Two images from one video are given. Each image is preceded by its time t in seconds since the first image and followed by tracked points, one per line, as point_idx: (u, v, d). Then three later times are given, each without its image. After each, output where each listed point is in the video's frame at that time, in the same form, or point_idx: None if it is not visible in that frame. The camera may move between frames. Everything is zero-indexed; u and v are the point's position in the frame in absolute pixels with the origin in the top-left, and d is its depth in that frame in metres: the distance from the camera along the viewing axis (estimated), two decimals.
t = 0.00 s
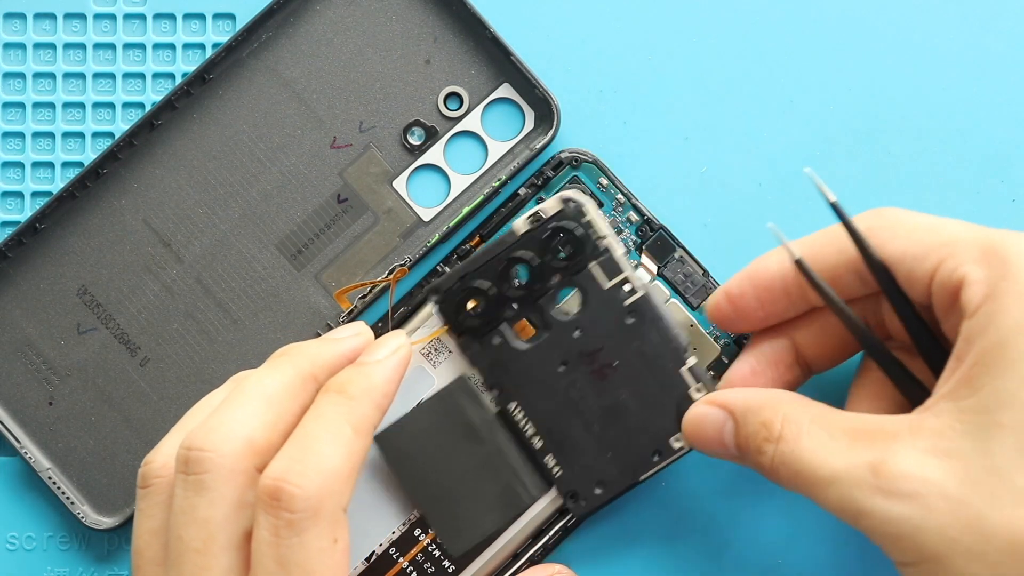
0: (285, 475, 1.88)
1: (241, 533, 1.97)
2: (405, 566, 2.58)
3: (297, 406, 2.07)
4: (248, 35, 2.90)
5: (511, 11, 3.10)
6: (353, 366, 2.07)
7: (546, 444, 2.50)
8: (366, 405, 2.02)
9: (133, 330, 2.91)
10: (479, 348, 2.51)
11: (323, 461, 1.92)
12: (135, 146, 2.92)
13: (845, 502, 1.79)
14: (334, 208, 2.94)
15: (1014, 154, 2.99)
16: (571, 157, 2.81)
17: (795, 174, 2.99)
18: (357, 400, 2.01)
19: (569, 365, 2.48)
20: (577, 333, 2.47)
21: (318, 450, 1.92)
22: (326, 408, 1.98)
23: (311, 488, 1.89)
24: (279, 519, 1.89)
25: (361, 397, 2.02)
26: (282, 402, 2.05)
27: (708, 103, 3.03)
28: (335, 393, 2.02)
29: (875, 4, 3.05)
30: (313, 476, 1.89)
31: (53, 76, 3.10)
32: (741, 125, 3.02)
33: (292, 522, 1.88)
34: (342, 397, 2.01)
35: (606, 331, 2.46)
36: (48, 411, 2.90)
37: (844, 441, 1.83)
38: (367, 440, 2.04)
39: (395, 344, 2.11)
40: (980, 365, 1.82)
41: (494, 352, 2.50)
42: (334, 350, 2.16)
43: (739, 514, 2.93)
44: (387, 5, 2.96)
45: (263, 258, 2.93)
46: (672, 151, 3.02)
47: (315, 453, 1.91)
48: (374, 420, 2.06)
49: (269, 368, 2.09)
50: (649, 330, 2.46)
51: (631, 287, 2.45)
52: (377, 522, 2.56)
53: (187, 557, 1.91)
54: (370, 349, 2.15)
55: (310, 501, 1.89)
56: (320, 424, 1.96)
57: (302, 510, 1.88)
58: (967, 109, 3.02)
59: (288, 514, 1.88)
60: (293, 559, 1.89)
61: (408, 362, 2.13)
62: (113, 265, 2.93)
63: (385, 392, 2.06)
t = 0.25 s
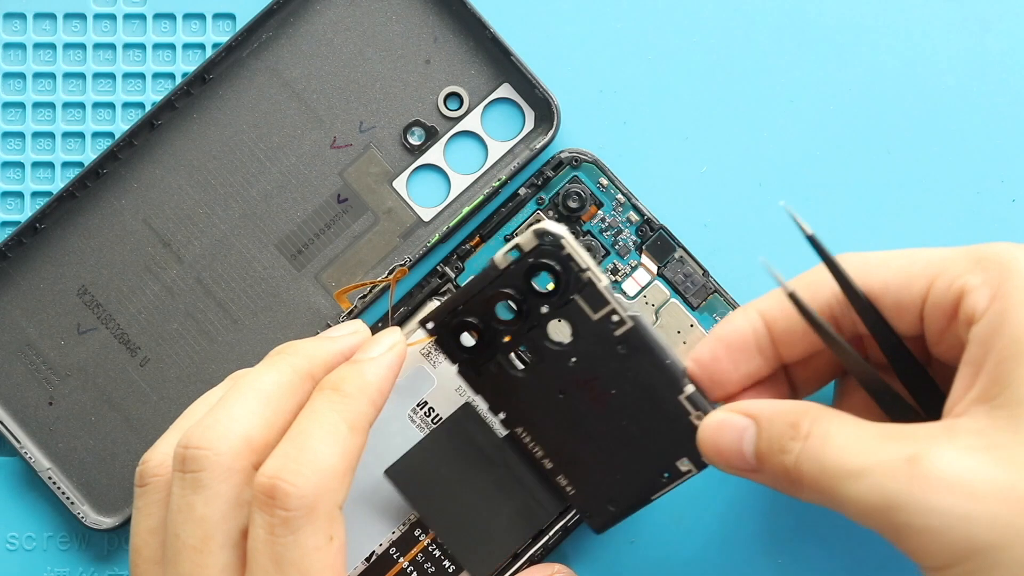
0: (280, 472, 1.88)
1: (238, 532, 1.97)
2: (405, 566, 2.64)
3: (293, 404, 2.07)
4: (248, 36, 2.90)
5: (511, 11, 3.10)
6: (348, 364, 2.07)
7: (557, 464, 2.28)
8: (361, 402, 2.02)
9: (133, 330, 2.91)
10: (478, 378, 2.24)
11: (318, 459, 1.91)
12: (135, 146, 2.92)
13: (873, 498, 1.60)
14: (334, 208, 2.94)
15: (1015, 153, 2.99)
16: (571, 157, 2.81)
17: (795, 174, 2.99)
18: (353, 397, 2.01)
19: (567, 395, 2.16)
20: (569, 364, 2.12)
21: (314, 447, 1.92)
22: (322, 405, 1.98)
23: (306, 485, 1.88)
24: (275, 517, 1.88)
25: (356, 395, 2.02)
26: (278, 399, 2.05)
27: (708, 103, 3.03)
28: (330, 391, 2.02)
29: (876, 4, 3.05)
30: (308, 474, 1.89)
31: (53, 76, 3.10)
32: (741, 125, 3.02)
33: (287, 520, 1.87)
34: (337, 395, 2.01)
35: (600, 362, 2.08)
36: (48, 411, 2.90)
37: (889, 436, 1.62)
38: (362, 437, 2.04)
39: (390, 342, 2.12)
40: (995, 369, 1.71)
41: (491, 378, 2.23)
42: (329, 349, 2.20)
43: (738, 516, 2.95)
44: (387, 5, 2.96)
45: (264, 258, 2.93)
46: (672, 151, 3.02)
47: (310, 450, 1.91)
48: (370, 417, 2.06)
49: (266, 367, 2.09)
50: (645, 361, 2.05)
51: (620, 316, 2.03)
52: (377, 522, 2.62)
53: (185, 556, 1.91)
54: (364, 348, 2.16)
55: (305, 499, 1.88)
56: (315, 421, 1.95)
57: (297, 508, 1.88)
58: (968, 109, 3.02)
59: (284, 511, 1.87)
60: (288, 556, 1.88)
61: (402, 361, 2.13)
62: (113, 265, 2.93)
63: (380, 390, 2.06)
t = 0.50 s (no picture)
0: (281, 473, 1.88)
1: (239, 531, 1.98)
2: (405, 566, 2.64)
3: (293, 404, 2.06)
4: (248, 36, 2.91)
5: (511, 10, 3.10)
6: (348, 364, 2.07)
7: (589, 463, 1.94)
8: (362, 403, 2.02)
9: (133, 330, 2.91)
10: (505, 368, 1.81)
11: (319, 459, 1.92)
12: (135, 146, 2.92)
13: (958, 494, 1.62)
14: (334, 208, 2.94)
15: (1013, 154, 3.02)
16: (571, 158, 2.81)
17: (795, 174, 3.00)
18: (354, 398, 2.01)
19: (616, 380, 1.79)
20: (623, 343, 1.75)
21: (315, 448, 1.92)
22: (322, 406, 1.98)
23: (307, 486, 1.89)
24: (275, 517, 1.88)
25: (356, 395, 2.02)
26: (279, 400, 2.04)
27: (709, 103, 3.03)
28: (331, 391, 2.01)
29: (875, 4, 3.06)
30: (309, 474, 1.89)
31: (53, 76, 3.10)
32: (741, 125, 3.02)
33: (288, 520, 1.88)
34: (338, 395, 2.00)
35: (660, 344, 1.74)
36: (48, 411, 2.90)
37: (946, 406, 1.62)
38: (363, 438, 2.04)
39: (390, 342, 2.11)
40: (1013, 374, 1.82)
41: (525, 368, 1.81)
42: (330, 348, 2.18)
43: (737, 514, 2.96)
44: (387, 5, 2.96)
45: (264, 257, 2.93)
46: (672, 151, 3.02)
47: (311, 451, 1.91)
48: (371, 418, 2.06)
49: (266, 366, 2.09)
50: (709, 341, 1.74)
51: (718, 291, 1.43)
52: (378, 521, 2.62)
53: (186, 556, 1.91)
54: (365, 348, 2.15)
55: (306, 499, 1.88)
56: (316, 421, 1.95)
57: (298, 508, 1.88)
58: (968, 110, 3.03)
59: (284, 511, 1.88)
60: (289, 556, 1.89)
61: (403, 360, 2.13)
62: (113, 265, 2.93)
63: (380, 390, 2.06)
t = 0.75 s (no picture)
0: (281, 474, 1.88)
1: (239, 531, 1.98)
2: (405, 566, 2.64)
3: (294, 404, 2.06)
4: (248, 36, 2.90)
5: (511, 10, 3.10)
6: (349, 364, 2.06)
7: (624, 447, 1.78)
8: (363, 403, 2.01)
9: (133, 330, 2.91)
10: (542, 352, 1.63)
11: (319, 460, 1.91)
12: (135, 146, 2.92)
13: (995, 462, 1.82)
14: (334, 208, 2.94)
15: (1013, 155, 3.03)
16: (571, 157, 2.81)
17: (796, 174, 3.00)
18: (354, 398, 2.00)
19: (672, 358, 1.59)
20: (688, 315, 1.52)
21: (315, 449, 1.91)
22: (322, 406, 1.97)
23: (308, 486, 1.89)
24: (276, 518, 1.89)
25: (357, 395, 2.01)
26: (280, 399, 2.03)
27: (709, 103, 3.03)
28: (331, 391, 2.00)
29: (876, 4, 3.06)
30: (309, 474, 1.89)
31: (53, 76, 3.10)
32: (742, 125, 3.02)
33: (288, 520, 1.89)
34: (338, 395, 1.99)
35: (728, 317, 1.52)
36: (47, 411, 2.90)
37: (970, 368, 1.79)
38: (364, 438, 2.03)
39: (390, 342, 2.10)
40: (992, 363, 1.96)
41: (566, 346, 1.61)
42: (331, 348, 2.16)
43: (737, 513, 2.96)
44: (387, 5, 2.96)
45: (264, 257, 2.93)
46: (672, 151, 3.02)
47: (312, 451, 1.91)
48: (371, 418, 2.05)
49: (267, 366, 2.08)
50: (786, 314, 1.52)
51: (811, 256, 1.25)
52: (378, 522, 2.62)
53: (186, 556, 1.91)
54: (366, 347, 2.14)
55: (306, 500, 1.89)
56: (316, 422, 1.95)
57: (298, 508, 1.89)
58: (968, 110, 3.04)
59: (284, 512, 1.88)
60: (290, 556, 1.89)
61: (403, 360, 2.12)
62: (113, 265, 2.93)
63: (381, 391, 2.05)
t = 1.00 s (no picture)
0: (280, 474, 1.88)
1: (238, 531, 1.97)
2: (405, 566, 2.64)
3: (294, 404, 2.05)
4: (248, 36, 2.90)
5: (511, 10, 3.10)
6: (348, 364, 2.05)
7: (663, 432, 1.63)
8: (362, 403, 2.00)
9: (133, 330, 2.91)
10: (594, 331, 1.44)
11: (318, 459, 1.90)
12: (135, 146, 2.92)
13: (878, 507, 1.74)
14: (334, 208, 2.94)
15: (1012, 154, 3.04)
16: (571, 157, 2.81)
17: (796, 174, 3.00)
18: (353, 398, 1.99)
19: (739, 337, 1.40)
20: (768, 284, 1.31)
21: (314, 449, 1.90)
22: (321, 406, 1.96)
23: (307, 487, 1.88)
24: (275, 518, 1.88)
25: (356, 395, 2.00)
26: (279, 399, 2.03)
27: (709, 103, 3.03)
28: (330, 391, 1.99)
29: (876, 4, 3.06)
30: (308, 474, 1.88)
31: (53, 76, 3.10)
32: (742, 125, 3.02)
33: (287, 520, 1.88)
34: (337, 395, 1.98)
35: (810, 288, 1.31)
36: (48, 411, 2.90)
37: (860, 399, 1.76)
38: (363, 438, 2.01)
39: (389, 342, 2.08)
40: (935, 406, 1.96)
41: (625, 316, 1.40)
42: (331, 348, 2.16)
43: (738, 514, 2.96)
44: (387, 5, 2.96)
45: (264, 257, 2.93)
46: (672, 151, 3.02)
47: (310, 451, 1.90)
48: (371, 418, 2.03)
49: (265, 366, 2.08)
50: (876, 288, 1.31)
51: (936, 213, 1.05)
52: (377, 522, 2.62)
53: (186, 555, 1.91)
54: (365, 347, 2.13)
55: (305, 500, 1.88)
56: (315, 421, 1.94)
57: (297, 508, 1.88)
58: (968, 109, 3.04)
59: (283, 512, 1.88)
60: (289, 556, 1.89)
61: (403, 360, 2.11)
62: (113, 265, 2.93)
63: (380, 390, 2.04)
